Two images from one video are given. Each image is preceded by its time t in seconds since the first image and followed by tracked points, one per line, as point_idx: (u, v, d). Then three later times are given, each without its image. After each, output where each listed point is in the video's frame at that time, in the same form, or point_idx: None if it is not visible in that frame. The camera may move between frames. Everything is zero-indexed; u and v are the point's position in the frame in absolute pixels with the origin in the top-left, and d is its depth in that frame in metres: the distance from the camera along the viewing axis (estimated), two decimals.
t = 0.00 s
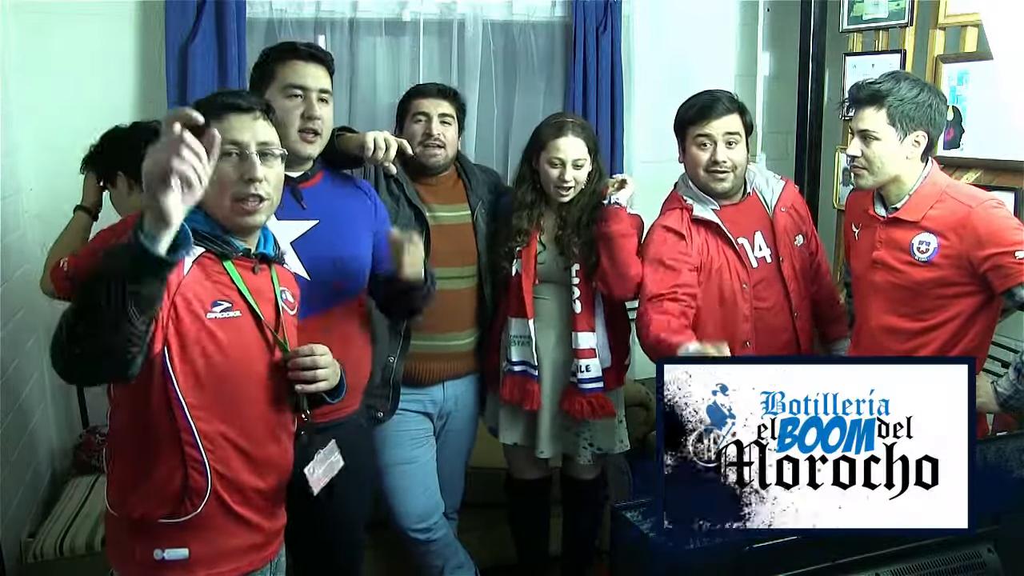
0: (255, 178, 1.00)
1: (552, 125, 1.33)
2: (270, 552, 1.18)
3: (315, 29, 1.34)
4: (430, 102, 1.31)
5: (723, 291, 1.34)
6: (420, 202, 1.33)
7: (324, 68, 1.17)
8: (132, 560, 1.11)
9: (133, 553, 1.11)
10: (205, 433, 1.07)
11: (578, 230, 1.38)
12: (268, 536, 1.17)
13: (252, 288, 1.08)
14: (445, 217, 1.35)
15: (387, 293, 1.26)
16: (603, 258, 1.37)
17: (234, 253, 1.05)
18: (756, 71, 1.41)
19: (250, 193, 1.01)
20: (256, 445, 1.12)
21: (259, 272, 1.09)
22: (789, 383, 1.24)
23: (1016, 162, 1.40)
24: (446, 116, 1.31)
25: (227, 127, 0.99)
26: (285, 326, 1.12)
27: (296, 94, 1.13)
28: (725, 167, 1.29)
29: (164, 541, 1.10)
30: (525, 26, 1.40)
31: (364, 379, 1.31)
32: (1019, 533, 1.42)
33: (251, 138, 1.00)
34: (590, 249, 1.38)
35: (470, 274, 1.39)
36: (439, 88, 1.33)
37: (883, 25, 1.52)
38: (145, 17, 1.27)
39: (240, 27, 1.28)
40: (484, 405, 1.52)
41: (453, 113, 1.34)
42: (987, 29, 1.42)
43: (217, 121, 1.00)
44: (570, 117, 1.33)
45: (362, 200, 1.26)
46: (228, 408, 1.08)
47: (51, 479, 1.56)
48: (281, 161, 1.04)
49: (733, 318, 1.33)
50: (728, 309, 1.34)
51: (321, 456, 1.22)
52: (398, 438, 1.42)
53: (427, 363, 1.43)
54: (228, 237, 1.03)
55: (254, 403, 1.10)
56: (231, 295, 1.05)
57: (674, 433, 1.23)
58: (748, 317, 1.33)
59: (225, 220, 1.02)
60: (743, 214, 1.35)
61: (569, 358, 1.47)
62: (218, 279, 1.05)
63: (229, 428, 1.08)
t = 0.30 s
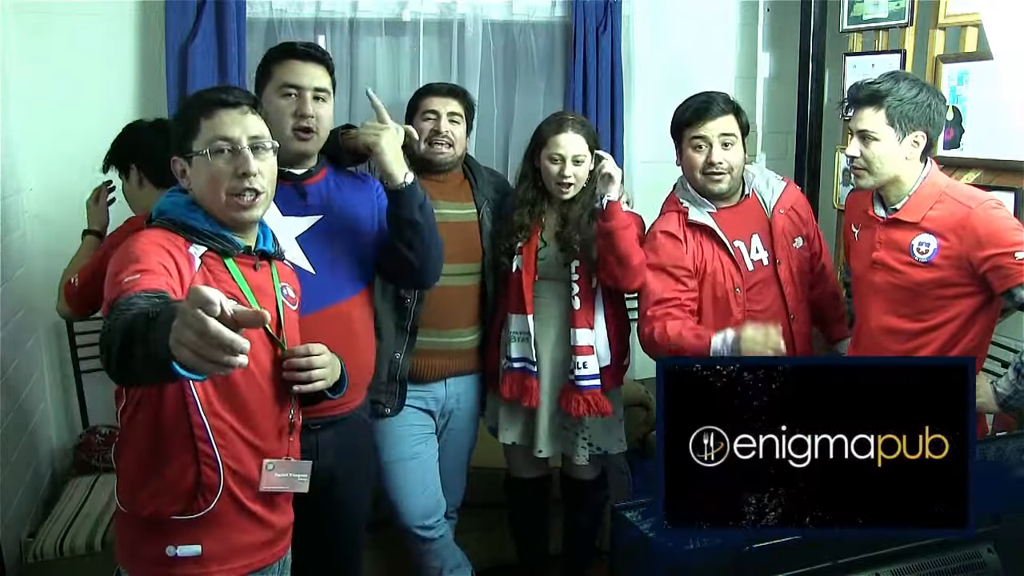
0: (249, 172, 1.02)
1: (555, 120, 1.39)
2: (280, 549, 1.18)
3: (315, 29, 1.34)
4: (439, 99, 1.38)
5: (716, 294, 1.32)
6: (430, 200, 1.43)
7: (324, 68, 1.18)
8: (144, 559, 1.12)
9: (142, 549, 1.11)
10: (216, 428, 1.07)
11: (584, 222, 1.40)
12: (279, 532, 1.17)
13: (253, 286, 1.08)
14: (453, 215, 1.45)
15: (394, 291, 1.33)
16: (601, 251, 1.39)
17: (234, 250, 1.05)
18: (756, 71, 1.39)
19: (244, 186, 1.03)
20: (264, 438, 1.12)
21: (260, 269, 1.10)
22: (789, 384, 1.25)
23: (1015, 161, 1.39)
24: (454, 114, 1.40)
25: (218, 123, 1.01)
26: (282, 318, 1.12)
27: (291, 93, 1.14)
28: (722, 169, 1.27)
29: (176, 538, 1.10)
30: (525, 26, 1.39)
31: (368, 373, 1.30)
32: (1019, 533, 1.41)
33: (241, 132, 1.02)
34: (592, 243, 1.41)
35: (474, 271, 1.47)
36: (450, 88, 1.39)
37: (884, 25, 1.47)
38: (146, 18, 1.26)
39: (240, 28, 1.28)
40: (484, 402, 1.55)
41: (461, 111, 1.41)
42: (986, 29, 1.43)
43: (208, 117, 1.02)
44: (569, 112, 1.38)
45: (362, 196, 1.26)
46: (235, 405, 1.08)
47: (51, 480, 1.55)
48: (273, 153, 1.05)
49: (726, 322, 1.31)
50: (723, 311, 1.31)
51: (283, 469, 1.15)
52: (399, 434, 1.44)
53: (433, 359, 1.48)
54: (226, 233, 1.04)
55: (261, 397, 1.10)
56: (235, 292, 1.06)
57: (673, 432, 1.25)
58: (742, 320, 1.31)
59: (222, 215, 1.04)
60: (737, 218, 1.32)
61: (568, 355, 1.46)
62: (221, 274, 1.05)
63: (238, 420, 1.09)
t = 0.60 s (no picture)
0: (251, 171, 1.02)
1: (557, 116, 1.35)
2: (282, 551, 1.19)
3: (315, 30, 1.34)
4: (441, 98, 1.35)
5: (719, 283, 1.30)
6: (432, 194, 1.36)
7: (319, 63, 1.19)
8: (145, 560, 1.11)
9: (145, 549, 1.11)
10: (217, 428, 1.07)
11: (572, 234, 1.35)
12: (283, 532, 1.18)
13: (254, 284, 1.08)
14: (458, 214, 1.38)
15: (390, 286, 1.27)
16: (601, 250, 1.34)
17: (234, 249, 1.05)
18: (757, 71, 1.40)
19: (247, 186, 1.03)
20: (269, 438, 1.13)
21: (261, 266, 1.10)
22: (790, 384, 1.25)
23: (1016, 162, 1.38)
24: (457, 112, 1.35)
25: (220, 123, 1.01)
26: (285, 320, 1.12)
27: (285, 88, 1.16)
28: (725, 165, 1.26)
29: (178, 540, 1.10)
30: (525, 25, 1.41)
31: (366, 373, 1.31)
32: (1019, 533, 1.41)
33: (244, 131, 1.02)
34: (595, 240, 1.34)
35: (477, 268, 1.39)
36: (450, 87, 1.37)
37: (884, 25, 1.47)
38: (147, 17, 1.26)
39: (240, 27, 1.28)
40: (486, 401, 1.50)
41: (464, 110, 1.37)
42: (986, 29, 1.43)
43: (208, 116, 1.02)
44: (574, 111, 1.35)
45: (360, 195, 1.24)
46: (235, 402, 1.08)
47: (51, 480, 1.55)
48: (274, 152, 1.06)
49: (732, 307, 1.32)
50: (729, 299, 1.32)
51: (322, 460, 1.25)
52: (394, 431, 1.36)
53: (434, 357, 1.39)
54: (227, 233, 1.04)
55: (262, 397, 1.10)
56: (236, 288, 1.06)
57: (673, 433, 1.26)
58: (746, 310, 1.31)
59: (224, 214, 1.04)
60: (742, 210, 1.32)
61: (568, 354, 1.45)
62: (220, 271, 1.05)
63: (242, 424, 1.09)
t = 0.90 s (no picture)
0: (259, 168, 1.02)
1: (560, 120, 1.32)
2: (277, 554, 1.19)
3: (315, 29, 1.34)
4: (449, 98, 1.34)
5: (717, 282, 1.30)
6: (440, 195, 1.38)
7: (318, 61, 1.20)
8: (142, 563, 1.11)
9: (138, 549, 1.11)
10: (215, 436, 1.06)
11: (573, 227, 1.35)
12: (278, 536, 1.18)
13: (254, 288, 1.06)
14: (463, 214, 1.38)
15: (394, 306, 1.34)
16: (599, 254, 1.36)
17: (235, 255, 1.04)
18: (757, 71, 1.41)
19: (254, 182, 1.03)
20: (263, 445, 1.11)
21: (260, 271, 1.09)
22: (790, 383, 1.25)
23: (1016, 162, 1.38)
24: (465, 112, 1.35)
25: (227, 122, 1.02)
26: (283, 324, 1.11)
27: (283, 86, 1.17)
28: (735, 163, 1.25)
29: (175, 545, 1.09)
30: (525, 26, 1.41)
31: (368, 374, 1.32)
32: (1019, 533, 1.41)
33: (251, 130, 1.02)
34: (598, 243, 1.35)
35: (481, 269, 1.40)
36: (459, 85, 1.35)
37: (884, 25, 1.47)
38: (147, 17, 1.26)
39: (240, 27, 1.28)
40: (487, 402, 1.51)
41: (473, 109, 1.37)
42: (986, 29, 1.43)
43: (214, 115, 1.02)
44: (575, 115, 1.32)
45: (372, 206, 1.28)
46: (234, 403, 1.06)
47: (52, 480, 1.55)
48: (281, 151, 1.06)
49: (727, 303, 1.30)
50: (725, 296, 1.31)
51: (297, 466, 1.17)
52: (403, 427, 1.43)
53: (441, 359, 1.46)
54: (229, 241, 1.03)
55: (262, 399, 1.09)
56: (236, 297, 1.04)
57: (672, 433, 1.26)
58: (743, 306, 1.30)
59: (229, 213, 1.04)
60: (744, 210, 1.30)
61: (568, 351, 1.43)
62: (215, 281, 1.02)
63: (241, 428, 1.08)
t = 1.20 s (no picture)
0: (278, 177, 1.06)
1: (561, 122, 1.34)
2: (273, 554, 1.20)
3: (315, 30, 1.34)
4: (452, 102, 1.33)
5: (719, 280, 1.30)
6: (441, 200, 1.35)
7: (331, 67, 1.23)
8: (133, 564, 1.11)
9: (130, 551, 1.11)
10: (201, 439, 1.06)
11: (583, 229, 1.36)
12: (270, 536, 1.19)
13: (246, 293, 1.07)
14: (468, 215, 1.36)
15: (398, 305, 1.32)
16: (605, 255, 1.36)
17: (226, 260, 1.04)
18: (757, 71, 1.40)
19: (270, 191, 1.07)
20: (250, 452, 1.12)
21: (253, 274, 1.09)
22: (790, 383, 1.25)
23: (1016, 162, 1.38)
24: (468, 116, 1.34)
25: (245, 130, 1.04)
26: (275, 331, 1.10)
27: (297, 93, 1.20)
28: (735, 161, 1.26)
29: (164, 548, 1.09)
30: (525, 26, 1.41)
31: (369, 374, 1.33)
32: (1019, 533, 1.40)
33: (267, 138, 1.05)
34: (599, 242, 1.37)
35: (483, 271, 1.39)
36: (461, 88, 1.34)
37: (884, 25, 1.46)
38: (146, 17, 1.26)
39: (240, 27, 1.29)
40: (490, 404, 1.49)
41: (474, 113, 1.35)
42: (987, 29, 1.44)
43: (230, 119, 1.03)
44: (578, 115, 1.34)
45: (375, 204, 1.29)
46: (223, 407, 1.06)
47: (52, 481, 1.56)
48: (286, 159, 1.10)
49: (726, 302, 1.31)
50: (724, 294, 1.30)
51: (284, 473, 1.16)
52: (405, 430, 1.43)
53: (443, 363, 1.43)
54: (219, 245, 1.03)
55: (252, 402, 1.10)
56: (224, 302, 1.04)
57: (672, 433, 1.26)
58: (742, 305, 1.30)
59: (240, 219, 1.06)
60: (745, 209, 1.30)
61: (573, 352, 1.44)
62: (203, 283, 1.02)
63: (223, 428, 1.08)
